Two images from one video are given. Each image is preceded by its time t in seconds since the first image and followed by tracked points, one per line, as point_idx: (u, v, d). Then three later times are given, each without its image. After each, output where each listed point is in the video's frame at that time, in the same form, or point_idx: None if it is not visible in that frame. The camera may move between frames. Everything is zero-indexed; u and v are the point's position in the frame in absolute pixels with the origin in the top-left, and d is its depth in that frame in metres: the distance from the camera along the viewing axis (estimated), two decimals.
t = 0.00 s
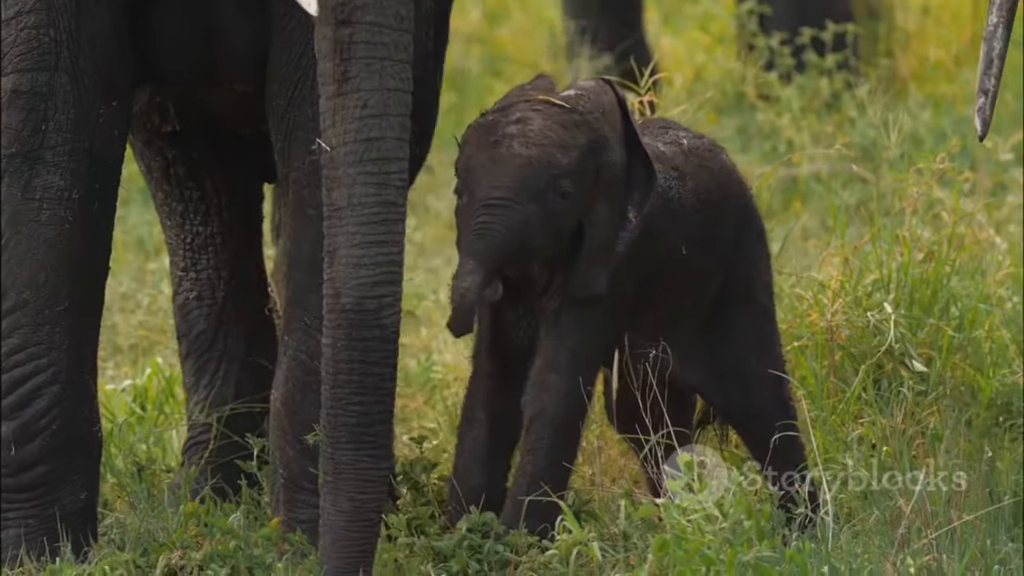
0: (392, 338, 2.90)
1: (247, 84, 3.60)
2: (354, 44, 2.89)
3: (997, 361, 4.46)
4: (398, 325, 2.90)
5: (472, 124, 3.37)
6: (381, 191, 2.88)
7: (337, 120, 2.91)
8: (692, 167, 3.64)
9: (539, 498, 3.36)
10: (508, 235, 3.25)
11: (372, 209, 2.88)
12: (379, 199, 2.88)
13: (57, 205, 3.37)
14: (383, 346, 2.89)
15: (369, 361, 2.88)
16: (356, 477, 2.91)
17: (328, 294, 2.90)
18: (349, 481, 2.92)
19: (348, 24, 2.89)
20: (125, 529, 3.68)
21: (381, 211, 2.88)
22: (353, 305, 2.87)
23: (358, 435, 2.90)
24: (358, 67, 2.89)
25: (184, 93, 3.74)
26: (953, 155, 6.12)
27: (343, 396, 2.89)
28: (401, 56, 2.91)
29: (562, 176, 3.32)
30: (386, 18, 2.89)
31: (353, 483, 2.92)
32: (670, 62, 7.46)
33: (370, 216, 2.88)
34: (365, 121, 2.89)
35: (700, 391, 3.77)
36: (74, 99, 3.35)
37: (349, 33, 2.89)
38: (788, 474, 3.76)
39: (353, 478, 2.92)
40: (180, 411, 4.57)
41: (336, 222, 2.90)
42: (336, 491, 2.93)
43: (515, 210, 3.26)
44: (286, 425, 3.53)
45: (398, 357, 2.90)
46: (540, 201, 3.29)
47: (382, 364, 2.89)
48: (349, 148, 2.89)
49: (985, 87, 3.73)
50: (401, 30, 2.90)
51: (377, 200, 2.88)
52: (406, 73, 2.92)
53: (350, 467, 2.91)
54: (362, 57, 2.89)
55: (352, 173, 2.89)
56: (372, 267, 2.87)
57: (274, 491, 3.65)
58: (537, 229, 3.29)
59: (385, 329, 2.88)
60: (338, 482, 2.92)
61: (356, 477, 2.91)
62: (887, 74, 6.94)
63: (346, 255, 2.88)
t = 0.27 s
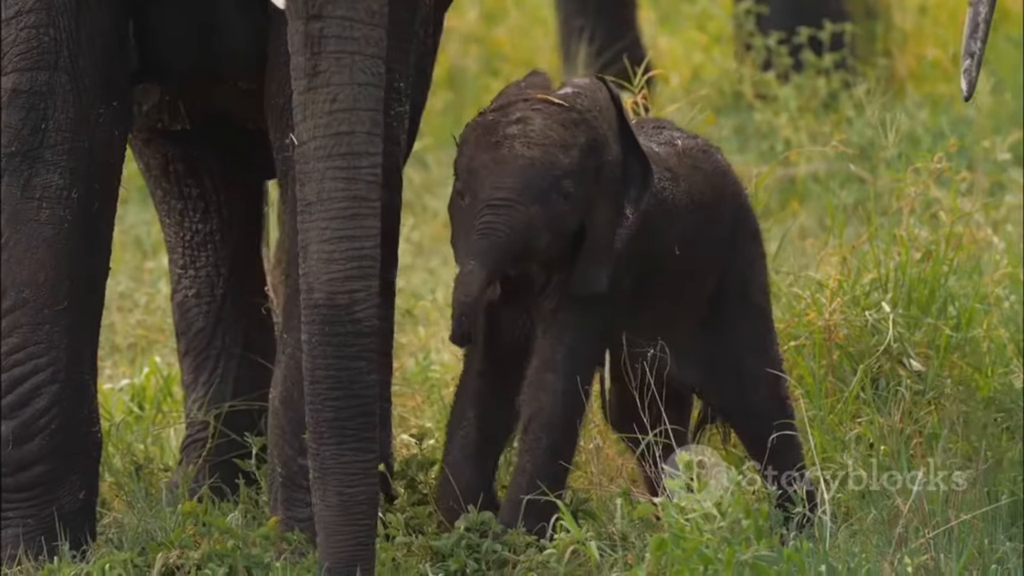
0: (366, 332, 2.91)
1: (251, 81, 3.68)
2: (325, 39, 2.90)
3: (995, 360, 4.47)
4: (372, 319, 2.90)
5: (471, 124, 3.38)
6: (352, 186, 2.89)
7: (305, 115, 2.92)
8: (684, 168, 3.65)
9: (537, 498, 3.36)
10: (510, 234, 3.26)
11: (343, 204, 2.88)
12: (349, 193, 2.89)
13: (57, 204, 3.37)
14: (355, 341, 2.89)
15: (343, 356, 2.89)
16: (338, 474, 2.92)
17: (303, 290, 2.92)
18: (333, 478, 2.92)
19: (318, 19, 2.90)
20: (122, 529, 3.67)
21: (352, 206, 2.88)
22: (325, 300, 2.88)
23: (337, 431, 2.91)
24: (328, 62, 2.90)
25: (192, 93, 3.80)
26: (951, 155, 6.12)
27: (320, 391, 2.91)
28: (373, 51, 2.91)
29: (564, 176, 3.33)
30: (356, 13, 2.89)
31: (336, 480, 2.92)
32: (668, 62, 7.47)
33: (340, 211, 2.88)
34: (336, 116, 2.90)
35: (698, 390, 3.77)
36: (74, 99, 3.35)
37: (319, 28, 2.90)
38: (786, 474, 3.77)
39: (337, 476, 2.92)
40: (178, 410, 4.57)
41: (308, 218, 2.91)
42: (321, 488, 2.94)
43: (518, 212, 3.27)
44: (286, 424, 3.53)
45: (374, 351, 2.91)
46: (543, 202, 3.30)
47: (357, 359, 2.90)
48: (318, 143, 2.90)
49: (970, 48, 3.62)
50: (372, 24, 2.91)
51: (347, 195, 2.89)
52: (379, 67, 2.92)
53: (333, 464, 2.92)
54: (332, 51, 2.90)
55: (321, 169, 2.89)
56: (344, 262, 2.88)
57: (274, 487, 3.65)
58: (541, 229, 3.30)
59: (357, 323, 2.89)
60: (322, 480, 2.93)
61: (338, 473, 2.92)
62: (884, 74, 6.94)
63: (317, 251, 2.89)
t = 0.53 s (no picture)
0: (347, 331, 2.85)
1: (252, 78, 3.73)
2: (300, 39, 2.87)
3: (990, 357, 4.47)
4: (352, 317, 2.84)
5: (463, 120, 3.39)
6: (327, 185, 2.83)
7: (283, 115, 2.87)
8: (679, 166, 3.65)
9: (532, 495, 3.37)
10: (499, 227, 3.25)
11: (319, 203, 2.83)
12: (325, 192, 2.83)
13: (51, 201, 3.37)
14: (335, 339, 2.83)
15: (324, 355, 2.84)
16: (323, 476, 2.86)
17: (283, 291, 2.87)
18: (319, 481, 2.86)
19: (293, 19, 2.87)
20: (117, 527, 3.67)
21: (329, 204, 2.83)
22: (304, 299, 2.83)
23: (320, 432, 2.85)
24: (304, 61, 2.87)
25: (192, 91, 3.83)
26: (947, 153, 6.13)
27: (302, 392, 2.85)
28: (348, 50, 2.88)
29: (554, 171, 3.33)
30: (332, 13, 2.87)
31: (322, 482, 2.86)
32: (664, 60, 7.47)
33: (317, 210, 2.83)
34: (311, 116, 2.85)
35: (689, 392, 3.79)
36: (69, 97, 3.35)
37: (296, 28, 2.87)
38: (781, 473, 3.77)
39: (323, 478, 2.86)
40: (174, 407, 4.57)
41: (287, 218, 2.86)
42: (308, 492, 2.88)
43: (506, 206, 3.27)
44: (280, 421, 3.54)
45: (355, 350, 2.85)
46: (533, 196, 3.30)
47: (338, 358, 2.84)
48: (294, 143, 2.85)
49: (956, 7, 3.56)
50: (348, 23, 2.88)
51: (323, 194, 2.83)
52: (355, 66, 2.88)
53: (319, 466, 2.86)
54: (308, 52, 2.87)
55: (297, 168, 2.84)
56: (322, 260, 2.83)
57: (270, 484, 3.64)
58: (529, 224, 3.30)
59: (336, 321, 2.83)
60: (309, 484, 2.87)
61: (325, 475, 2.86)
62: (880, 72, 6.95)
63: (296, 250, 2.84)
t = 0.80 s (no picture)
0: (331, 327, 2.85)
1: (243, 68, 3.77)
2: (285, 34, 2.83)
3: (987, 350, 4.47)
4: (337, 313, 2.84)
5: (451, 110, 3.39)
6: (314, 180, 2.82)
7: (269, 110, 2.86)
8: (676, 158, 3.64)
9: (529, 489, 3.36)
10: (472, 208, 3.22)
11: (305, 199, 2.82)
12: (311, 188, 2.83)
13: (46, 193, 3.36)
14: (319, 336, 2.83)
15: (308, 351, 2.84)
16: (304, 471, 2.86)
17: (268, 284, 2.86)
18: (299, 476, 2.86)
19: (278, 14, 2.83)
20: (112, 520, 3.67)
21: (314, 201, 2.82)
22: (289, 295, 2.83)
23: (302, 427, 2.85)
24: (289, 57, 2.83)
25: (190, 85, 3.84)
26: (944, 146, 6.13)
27: (285, 387, 2.85)
28: (334, 45, 2.84)
29: (535, 159, 3.32)
30: (316, 8, 2.83)
31: (302, 477, 2.86)
32: (660, 53, 7.47)
33: (303, 206, 2.82)
34: (297, 111, 2.83)
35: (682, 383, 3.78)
36: (63, 89, 3.35)
37: (280, 23, 2.83)
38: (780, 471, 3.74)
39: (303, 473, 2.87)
40: (171, 399, 4.57)
41: (272, 212, 2.85)
42: (286, 487, 2.88)
43: (481, 189, 3.24)
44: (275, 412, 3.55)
45: (339, 346, 2.85)
46: (510, 182, 3.28)
47: (322, 353, 2.84)
48: (280, 138, 2.84)
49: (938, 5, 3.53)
50: (333, 18, 2.84)
51: (308, 190, 2.82)
52: (340, 60, 2.85)
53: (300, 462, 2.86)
54: (292, 48, 2.83)
55: (283, 163, 2.83)
56: (308, 257, 2.82)
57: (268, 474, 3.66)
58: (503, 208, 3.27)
59: (322, 317, 2.83)
60: (288, 478, 2.87)
61: (305, 471, 2.86)
62: (877, 65, 6.95)
63: (281, 245, 2.83)
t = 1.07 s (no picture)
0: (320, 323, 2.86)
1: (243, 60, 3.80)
2: (279, 31, 2.82)
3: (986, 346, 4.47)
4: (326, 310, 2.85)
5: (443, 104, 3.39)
6: (305, 177, 2.82)
7: (262, 105, 2.85)
8: (674, 152, 3.64)
9: (529, 484, 3.36)
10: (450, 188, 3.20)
11: (297, 196, 2.82)
12: (303, 185, 2.82)
13: (44, 188, 3.36)
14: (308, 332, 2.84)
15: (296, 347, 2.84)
16: (289, 464, 2.89)
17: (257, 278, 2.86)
18: (283, 469, 2.89)
19: (272, 10, 2.82)
20: (111, 516, 3.66)
21: (307, 198, 2.82)
22: (279, 291, 2.83)
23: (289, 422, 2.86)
24: (283, 53, 2.83)
25: (191, 79, 3.85)
26: (943, 141, 6.12)
27: (272, 381, 2.86)
28: (327, 42, 2.84)
29: (518, 148, 3.31)
30: (310, 4, 2.82)
31: (287, 470, 2.89)
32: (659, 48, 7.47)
33: (294, 203, 2.82)
34: (291, 108, 2.83)
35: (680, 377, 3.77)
36: (60, 83, 3.35)
37: (274, 19, 2.82)
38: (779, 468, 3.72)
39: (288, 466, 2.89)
40: (170, 395, 4.57)
41: (262, 207, 2.84)
42: (270, 478, 2.90)
43: (460, 173, 3.22)
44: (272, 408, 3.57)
45: (326, 342, 2.86)
46: (490, 170, 3.26)
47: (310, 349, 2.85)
48: (273, 134, 2.83)
49: (931, 3, 3.49)
50: (327, 14, 2.83)
51: (301, 187, 2.82)
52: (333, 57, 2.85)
53: (285, 455, 2.88)
54: (286, 43, 2.82)
55: (275, 160, 2.83)
56: (299, 254, 2.82)
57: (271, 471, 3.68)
58: (482, 194, 3.25)
59: (311, 314, 2.84)
60: (272, 470, 2.89)
61: (291, 464, 2.89)
62: (877, 60, 6.95)
63: (271, 241, 2.83)
